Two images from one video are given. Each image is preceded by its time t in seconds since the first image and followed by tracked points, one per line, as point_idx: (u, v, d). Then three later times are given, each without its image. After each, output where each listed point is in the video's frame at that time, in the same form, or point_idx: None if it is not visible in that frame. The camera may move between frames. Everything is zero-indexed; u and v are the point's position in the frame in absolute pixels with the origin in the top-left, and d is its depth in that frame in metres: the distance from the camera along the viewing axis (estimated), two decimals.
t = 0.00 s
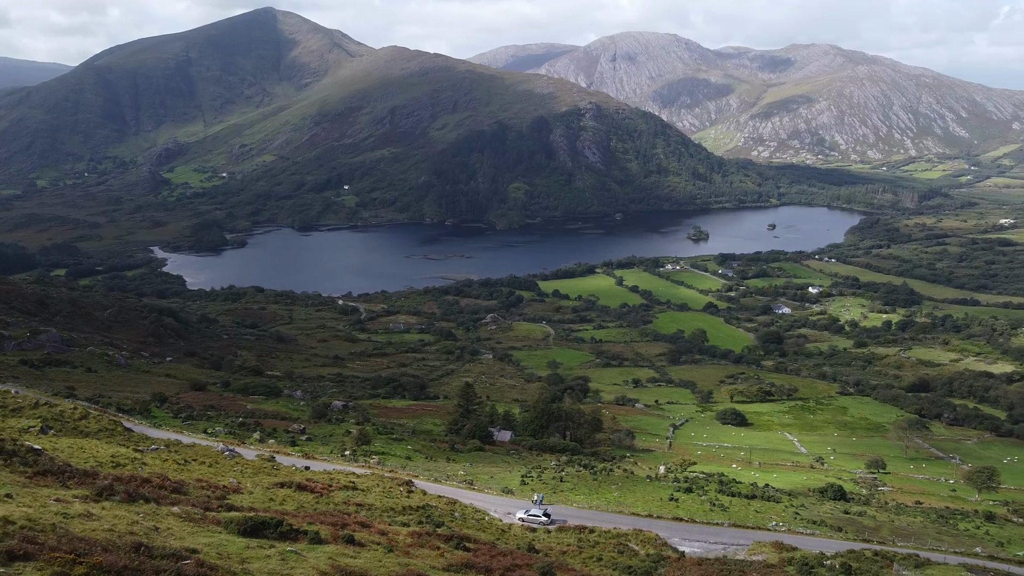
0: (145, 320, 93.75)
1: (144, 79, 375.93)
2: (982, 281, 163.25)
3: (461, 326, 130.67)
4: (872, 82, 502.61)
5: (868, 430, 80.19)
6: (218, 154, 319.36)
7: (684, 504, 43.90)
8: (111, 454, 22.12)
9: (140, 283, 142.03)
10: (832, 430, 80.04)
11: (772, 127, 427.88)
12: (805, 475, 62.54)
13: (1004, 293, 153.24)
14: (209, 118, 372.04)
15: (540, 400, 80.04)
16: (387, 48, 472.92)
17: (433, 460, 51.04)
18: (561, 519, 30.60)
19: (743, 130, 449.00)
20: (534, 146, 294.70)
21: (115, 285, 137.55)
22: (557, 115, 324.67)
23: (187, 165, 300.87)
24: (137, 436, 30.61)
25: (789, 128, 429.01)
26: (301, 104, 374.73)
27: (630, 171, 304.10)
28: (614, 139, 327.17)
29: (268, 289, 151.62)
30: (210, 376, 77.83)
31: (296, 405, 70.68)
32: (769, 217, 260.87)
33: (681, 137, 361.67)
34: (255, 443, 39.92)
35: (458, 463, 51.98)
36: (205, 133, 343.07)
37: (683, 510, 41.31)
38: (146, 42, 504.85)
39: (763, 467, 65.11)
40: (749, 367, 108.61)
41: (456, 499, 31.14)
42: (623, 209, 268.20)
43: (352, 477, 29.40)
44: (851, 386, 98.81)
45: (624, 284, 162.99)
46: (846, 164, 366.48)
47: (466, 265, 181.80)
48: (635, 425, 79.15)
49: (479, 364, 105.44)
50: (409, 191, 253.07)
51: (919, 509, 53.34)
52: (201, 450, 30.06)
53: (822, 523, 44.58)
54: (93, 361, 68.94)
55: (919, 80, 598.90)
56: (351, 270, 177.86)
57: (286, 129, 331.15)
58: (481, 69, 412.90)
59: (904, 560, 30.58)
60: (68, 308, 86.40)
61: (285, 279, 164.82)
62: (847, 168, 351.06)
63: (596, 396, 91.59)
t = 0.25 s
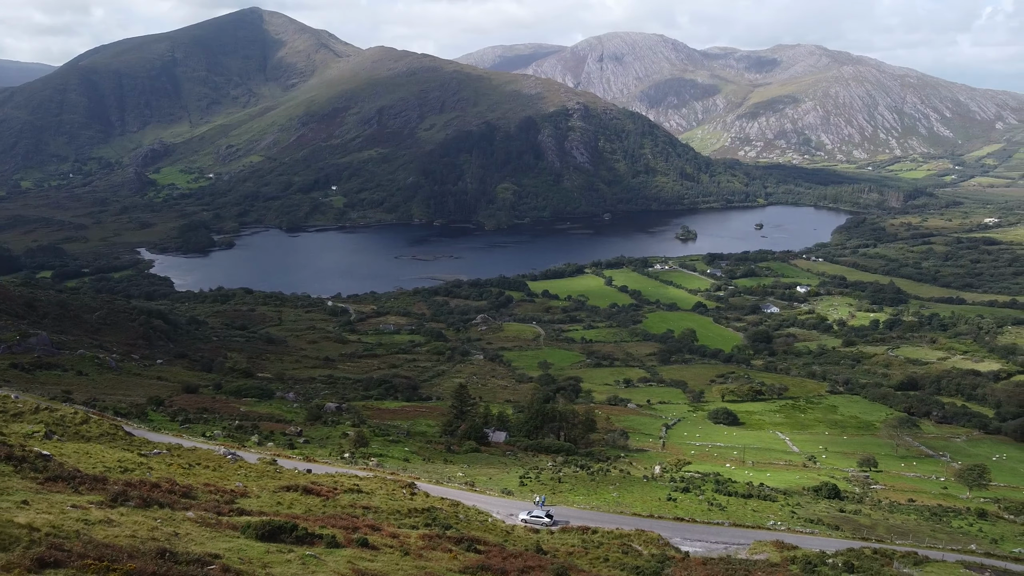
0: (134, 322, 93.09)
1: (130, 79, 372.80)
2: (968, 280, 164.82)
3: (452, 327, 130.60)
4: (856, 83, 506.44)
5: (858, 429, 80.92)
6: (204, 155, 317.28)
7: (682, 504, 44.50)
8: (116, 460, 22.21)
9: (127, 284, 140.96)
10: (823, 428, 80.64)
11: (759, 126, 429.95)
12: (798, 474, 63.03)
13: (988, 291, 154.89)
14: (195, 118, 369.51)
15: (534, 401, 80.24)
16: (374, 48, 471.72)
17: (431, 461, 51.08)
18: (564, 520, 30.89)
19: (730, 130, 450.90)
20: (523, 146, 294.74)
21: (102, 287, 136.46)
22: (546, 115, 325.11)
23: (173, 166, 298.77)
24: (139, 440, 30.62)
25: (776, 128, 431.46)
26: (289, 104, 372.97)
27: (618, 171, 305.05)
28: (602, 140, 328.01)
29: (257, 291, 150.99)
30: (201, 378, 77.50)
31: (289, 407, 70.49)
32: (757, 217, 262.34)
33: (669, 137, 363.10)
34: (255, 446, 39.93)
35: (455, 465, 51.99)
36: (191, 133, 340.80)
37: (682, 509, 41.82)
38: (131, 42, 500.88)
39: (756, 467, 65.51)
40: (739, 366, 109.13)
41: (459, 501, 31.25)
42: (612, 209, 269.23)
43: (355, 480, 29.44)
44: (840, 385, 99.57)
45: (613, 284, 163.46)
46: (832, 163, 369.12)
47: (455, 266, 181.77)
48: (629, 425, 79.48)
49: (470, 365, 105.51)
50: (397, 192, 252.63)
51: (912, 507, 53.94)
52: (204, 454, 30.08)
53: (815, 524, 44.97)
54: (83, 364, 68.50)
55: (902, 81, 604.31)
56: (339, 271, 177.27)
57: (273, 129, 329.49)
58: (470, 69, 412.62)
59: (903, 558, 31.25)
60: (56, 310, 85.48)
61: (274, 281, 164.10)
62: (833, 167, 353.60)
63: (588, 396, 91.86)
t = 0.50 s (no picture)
0: (131, 323, 92.68)
1: (123, 79, 371.54)
2: (962, 279, 165.31)
3: (449, 327, 130.62)
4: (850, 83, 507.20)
5: (857, 428, 81.10)
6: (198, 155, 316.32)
7: (688, 504, 45.00)
8: (131, 464, 22.33)
9: (122, 285, 140.59)
10: (822, 429, 80.79)
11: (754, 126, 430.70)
12: (798, 473, 63.30)
13: (983, 290, 155.25)
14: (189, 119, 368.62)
15: (534, 402, 80.37)
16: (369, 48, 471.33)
17: (436, 463, 51.18)
18: (573, 521, 31.19)
19: (724, 130, 451.63)
20: (518, 146, 294.80)
21: (98, 288, 136.02)
22: (541, 115, 325.52)
23: (168, 166, 297.97)
24: (148, 442, 30.71)
25: (771, 128, 431.92)
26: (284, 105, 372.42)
27: (613, 171, 305.65)
28: (597, 140, 328.14)
29: (253, 292, 150.60)
30: (200, 380, 77.41)
31: (290, 409, 70.47)
32: (751, 217, 262.92)
33: (664, 137, 363.78)
34: (262, 449, 40.02)
35: (459, 466, 51.99)
36: (185, 134, 339.92)
37: (688, 510, 42.33)
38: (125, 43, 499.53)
39: (757, 466, 65.69)
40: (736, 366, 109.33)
41: (468, 502, 31.40)
42: (607, 210, 269.89)
43: (365, 482, 29.50)
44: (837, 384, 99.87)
45: (610, 284, 163.76)
46: (827, 163, 369.78)
47: (451, 266, 181.93)
48: (629, 425, 79.71)
49: (468, 365, 105.63)
50: (393, 192, 252.50)
51: (913, 506, 54.27)
52: (213, 456, 30.17)
53: (821, 523, 45.60)
54: (82, 365, 68.37)
55: (896, 80, 604.95)
56: (335, 271, 176.99)
57: (268, 129, 328.83)
58: (465, 70, 412.66)
59: (911, 557, 31.86)
60: (53, 312, 84.84)
61: (270, 282, 163.92)
62: (828, 167, 354.21)
63: (587, 396, 92.05)
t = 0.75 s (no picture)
0: (135, 324, 92.80)
1: (124, 80, 372.04)
2: (964, 279, 164.98)
3: (452, 327, 130.71)
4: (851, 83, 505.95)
5: (862, 429, 80.96)
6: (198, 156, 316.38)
7: (699, 506, 45.18)
8: (152, 466, 22.52)
9: (125, 286, 140.69)
10: (827, 429, 80.70)
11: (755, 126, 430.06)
12: (805, 474, 63.28)
13: (985, 291, 154.75)
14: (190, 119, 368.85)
15: (539, 403, 80.43)
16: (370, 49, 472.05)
17: (446, 464, 51.20)
18: (587, 522, 31.38)
19: (725, 130, 451.05)
20: (519, 146, 294.71)
21: (101, 289, 136.14)
22: (542, 115, 325.61)
23: (169, 167, 298.23)
24: (164, 445, 30.87)
25: (772, 128, 430.86)
26: (285, 106, 372.83)
27: (614, 171, 305.47)
28: (598, 140, 327.93)
29: (256, 292, 150.81)
30: (205, 380, 77.53)
31: (296, 410, 70.56)
32: (752, 217, 262.66)
33: (665, 137, 363.77)
34: (274, 450, 40.20)
35: (468, 467, 51.97)
36: (186, 134, 340.10)
37: (699, 511, 42.56)
38: (126, 44, 500.12)
39: (764, 467, 65.65)
40: (739, 366, 109.19)
41: (483, 504, 31.52)
42: (608, 209, 269.76)
43: (381, 483, 29.59)
44: (841, 385, 99.64)
45: (612, 285, 163.80)
46: (827, 163, 368.83)
47: (453, 267, 182.04)
48: (634, 426, 79.74)
49: (472, 366, 105.73)
50: (394, 193, 252.62)
51: (922, 507, 54.23)
52: (230, 459, 30.33)
53: (830, 523, 45.74)
54: (88, 366, 68.46)
55: (896, 80, 603.47)
56: (337, 272, 177.25)
57: (269, 129, 329.07)
58: (466, 70, 412.76)
59: (925, 558, 32.09)
60: (58, 313, 84.58)
61: (272, 283, 164.13)
62: (829, 167, 353.36)
63: (591, 397, 92.12)
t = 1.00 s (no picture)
0: (140, 325, 92.85)
1: (127, 80, 372.59)
2: (967, 279, 164.70)
3: (455, 328, 130.81)
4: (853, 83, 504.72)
5: (867, 430, 80.85)
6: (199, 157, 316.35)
7: (710, 507, 45.32)
8: (174, 468, 22.72)
9: (128, 287, 140.86)
10: (832, 430, 80.70)
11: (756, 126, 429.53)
12: (813, 475, 63.24)
13: (989, 291, 154.12)
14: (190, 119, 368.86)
15: (545, 404, 80.56)
16: (371, 49, 472.48)
17: (457, 465, 51.28)
18: (602, 524, 31.55)
19: (726, 130, 450.53)
20: (521, 147, 294.76)
21: (104, 290, 136.37)
22: (543, 116, 325.74)
23: (171, 168, 298.67)
24: (181, 446, 31.18)
25: (773, 128, 430.27)
26: (287, 106, 373.07)
27: (616, 172, 305.40)
28: (599, 140, 327.70)
29: (259, 293, 150.94)
30: (211, 381, 77.66)
31: (303, 411, 70.64)
32: (754, 218, 262.26)
33: (666, 137, 363.53)
34: (287, 451, 40.40)
35: (478, 468, 51.93)
36: (188, 134, 340.33)
37: (710, 511, 42.67)
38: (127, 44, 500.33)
39: (771, 468, 65.66)
40: (743, 367, 109.16)
41: (497, 505, 31.63)
42: (610, 210, 269.81)
43: (397, 486, 29.68)
44: (846, 386, 99.52)
45: (615, 285, 163.87)
46: (829, 163, 368.23)
47: (456, 267, 182.12)
48: (640, 426, 79.82)
49: (476, 366, 105.86)
50: (396, 193, 252.79)
51: (931, 508, 54.13)
52: (247, 461, 30.52)
53: (841, 524, 45.74)
54: (95, 368, 68.57)
55: (898, 81, 601.82)
56: (339, 272, 177.42)
57: (271, 130, 329.27)
58: (467, 70, 412.85)
59: (938, 559, 32.18)
60: (64, 313, 84.68)
61: (275, 283, 164.43)
62: (830, 167, 352.35)
63: (596, 397, 92.15)
